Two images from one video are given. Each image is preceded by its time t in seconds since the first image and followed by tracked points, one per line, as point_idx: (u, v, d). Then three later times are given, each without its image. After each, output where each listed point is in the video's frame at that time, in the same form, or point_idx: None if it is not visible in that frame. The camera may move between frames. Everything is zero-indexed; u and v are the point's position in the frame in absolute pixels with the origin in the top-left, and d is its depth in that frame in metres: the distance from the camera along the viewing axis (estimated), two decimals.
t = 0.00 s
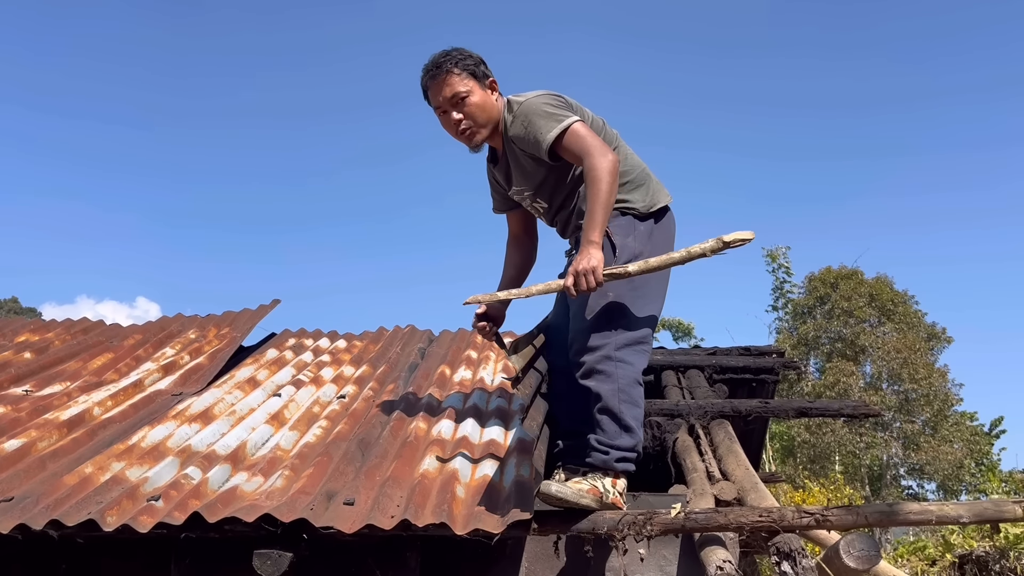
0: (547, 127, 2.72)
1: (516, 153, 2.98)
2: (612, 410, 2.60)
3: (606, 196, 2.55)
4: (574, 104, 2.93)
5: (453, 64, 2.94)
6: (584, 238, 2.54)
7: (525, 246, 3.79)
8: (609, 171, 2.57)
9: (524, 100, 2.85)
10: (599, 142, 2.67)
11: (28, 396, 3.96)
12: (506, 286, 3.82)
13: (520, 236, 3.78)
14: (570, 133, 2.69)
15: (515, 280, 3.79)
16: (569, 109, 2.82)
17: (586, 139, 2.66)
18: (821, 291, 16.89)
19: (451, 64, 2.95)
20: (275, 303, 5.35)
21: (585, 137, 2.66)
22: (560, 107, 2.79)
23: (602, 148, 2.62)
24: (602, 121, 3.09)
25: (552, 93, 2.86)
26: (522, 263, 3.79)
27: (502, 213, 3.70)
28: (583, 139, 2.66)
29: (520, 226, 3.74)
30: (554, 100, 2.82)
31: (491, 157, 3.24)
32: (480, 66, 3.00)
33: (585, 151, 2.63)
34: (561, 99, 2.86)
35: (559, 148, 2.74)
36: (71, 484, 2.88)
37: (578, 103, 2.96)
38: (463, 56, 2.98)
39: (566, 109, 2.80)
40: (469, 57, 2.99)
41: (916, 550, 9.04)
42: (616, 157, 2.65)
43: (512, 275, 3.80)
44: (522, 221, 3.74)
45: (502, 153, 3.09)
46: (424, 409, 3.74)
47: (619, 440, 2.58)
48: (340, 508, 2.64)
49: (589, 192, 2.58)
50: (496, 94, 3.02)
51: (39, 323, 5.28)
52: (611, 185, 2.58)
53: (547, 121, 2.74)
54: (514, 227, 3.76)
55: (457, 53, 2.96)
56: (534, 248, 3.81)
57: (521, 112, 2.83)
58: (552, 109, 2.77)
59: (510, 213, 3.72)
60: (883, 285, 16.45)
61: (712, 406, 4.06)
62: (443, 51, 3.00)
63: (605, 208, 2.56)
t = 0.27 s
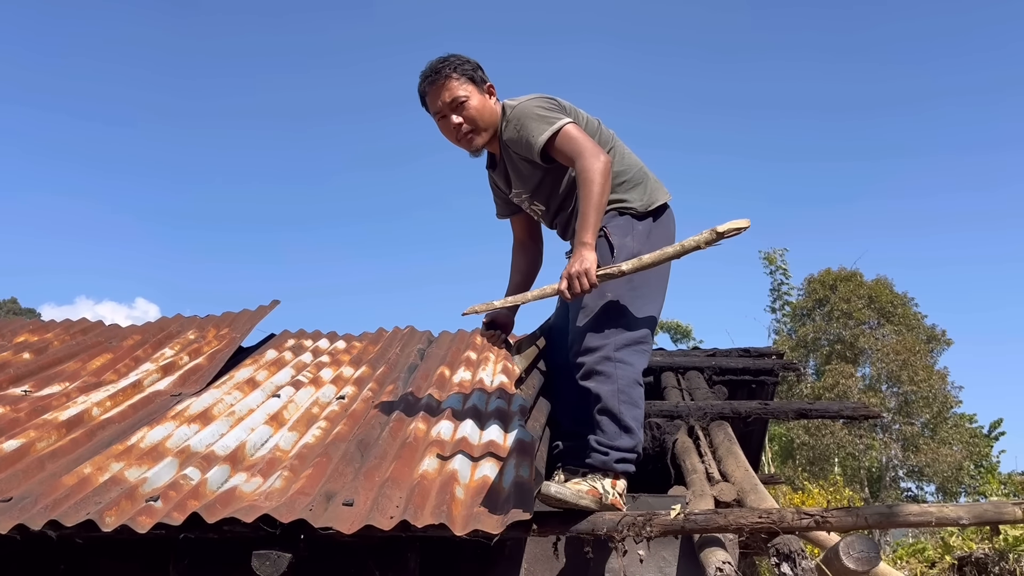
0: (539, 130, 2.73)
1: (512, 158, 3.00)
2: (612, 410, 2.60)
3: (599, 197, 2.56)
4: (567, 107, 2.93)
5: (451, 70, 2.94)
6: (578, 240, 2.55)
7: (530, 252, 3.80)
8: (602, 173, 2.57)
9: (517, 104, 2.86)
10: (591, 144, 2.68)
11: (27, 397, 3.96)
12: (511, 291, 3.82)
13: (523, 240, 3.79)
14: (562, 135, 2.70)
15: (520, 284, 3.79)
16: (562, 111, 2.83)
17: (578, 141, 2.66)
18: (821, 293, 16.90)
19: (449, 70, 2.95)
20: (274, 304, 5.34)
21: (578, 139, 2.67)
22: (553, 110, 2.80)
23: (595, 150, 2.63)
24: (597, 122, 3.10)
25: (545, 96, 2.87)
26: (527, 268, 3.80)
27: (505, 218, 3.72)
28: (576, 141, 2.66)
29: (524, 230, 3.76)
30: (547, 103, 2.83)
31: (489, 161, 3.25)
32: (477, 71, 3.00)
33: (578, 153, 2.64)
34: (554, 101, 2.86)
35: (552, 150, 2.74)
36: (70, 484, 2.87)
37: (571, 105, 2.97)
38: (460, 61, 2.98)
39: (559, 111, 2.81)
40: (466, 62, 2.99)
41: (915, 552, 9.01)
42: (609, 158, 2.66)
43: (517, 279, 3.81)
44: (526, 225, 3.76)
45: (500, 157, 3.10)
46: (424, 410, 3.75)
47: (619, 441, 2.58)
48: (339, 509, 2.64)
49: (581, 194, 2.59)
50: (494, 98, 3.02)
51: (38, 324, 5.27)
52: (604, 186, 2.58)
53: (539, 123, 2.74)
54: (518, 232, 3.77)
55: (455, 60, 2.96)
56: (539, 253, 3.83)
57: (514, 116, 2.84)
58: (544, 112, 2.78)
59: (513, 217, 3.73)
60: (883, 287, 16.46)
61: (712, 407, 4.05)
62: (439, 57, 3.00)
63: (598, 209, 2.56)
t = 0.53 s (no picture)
0: (535, 131, 2.73)
1: (510, 161, 3.00)
2: (612, 411, 2.60)
3: (594, 199, 2.56)
4: (564, 108, 2.93)
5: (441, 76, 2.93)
6: (572, 241, 2.54)
7: (531, 253, 3.80)
8: (598, 175, 2.58)
9: (515, 105, 2.86)
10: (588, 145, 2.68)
11: (27, 397, 3.95)
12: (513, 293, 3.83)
13: (524, 242, 3.79)
14: (559, 137, 2.69)
15: (522, 286, 3.79)
16: (559, 112, 2.82)
17: (575, 143, 2.66)
18: (820, 294, 16.90)
19: (439, 76, 2.94)
20: (274, 305, 5.34)
21: (575, 141, 2.67)
22: (550, 111, 2.79)
23: (591, 152, 2.63)
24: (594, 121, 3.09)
25: (543, 97, 2.86)
26: (528, 269, 3.80)
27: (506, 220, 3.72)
28: (573, 142, 2.66)
29: (524, 231, 3.76)
30: (544, 104, 2.83)
31: (489, 163, 3.25)
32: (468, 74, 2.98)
33: (574, 155, 2.64)
34: (551, 103, 2.86)
35: (549, 151, 2.74)
36: (69, 484, 2.87)
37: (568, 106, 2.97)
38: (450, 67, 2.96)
39: (556, 112, 2.80)
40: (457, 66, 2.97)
41: (914, 554, 9.00)
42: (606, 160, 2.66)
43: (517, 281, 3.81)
44: (526, 227, 3.76)
45: (498, 161, 3.11)
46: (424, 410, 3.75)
47: (619, 442, 2.58)
48: (339, 509, 2.63)
49: (577, 194, 2.59)
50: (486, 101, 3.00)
51: (37, 324, 5.27)
52: (599, 188, 2.58)
53: (536, 125, 2.74)
54: (518, 233, 3.78)
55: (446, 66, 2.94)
56: (540, 256, 3.82)
57: (511, 118, 2.84)
58: (541, 113, 2.78)
59: (513, 219, 3.73)
60: (882, 289, 16.47)
61: (711, 408, 4.06)
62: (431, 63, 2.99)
63: (593, 210, 2.56)
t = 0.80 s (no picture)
0: (533, 133, 2.73)
1: (508, 166, 3.00)
2: (612, 412, 2.60)
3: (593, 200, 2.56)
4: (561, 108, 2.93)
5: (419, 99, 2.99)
6: (572, 243, 2.54)
7: (530, 254, 3.79)
8: (596, 176, 2.58)
9: (511, 108, 2.86)
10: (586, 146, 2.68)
11: (26, 397, 3.95)
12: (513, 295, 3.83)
13: (524, 243, 3.79)
14: (557, 138, 2.69)
15: (523, 288, 3.80)
16: (556, 113, 2.82)
17: (573, 144, 2.67)
18: (820, 295, 16.90)
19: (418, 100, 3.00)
20: (274, 305, 5.34)
21: (572, 142, 2.67)
22: (547, 113, 2.79)
23: (589, 152, 2.63)
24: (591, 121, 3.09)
25: (539, 99, 2.86)
26: (528, 271, 3.80)
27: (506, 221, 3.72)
28: (570, 143, 2.67)
29: (524, 232, 3.76)
30: (540, 106, 2.82)
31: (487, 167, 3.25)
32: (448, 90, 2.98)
33: (572, 157, 2.64)
34: (548, 104, 2.86)
35: (547, 152, 2.74)
36: (69, 484, 2.87)
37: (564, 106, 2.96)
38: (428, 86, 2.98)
39: (552, 113, 2.80)
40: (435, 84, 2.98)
41: (913, 555, 8.99)
42: (603, 160, 2.66)
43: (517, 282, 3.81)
44: (526, 229, 3.76)
45: (495, 166, 3.11)
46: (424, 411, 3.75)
47: (619, 442, 2.58)
48: (339, 509, 2.63)
49: (576, 195, 2.59)
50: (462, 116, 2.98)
51: (37, 324, 5.27)
52: (598, 190, 2.59)
53: (533, 127, 2.74)
54: (518, 235, 3.78)
55: (419, 90, 2.98)
56: (541, 257, 3.82)
57: (509, 121, 2.85)
58: (538, 115, 2.78)
59: (513, 220, 3.73)
60: (882, 290, 16.47)
61: (711, 408, 4.06)
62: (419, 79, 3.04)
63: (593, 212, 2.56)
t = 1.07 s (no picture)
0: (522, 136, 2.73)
1: (502, 169, 3.01)
2: (611, 411, 2.60)
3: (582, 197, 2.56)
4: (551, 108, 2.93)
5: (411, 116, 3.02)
6: (561, 241, 2.56)
7: (532, 257, 3.79)
8: (585, 173, 2.59)
9: (500, 112, 2.87)
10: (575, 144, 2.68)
11: (27, 396, 3.95)
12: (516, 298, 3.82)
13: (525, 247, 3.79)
14: (545, 138, 2.70)
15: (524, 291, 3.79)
16: (545, 113, 2.82)
17: (561, 142, 2.67)
18: (820, 295, 16.89)
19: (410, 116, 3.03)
20: (274, 305, 5.34)
21: (561, 140, 2.67)
22: (535, 114, 2.80)
23: (578, 150, 2.64)
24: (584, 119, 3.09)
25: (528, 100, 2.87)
26: (530, 274, 3.79)
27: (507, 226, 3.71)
28: (558, 141, 2.68)
29: (526, 237, 3.76)
30: (528, 108, 2.83)
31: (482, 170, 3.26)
32: (436, 102, 2.98)
33: (561, 155, 2.65)
34: (536, 105, 2.86)
35: (537, 154, 2.75)
36: (69, 483, 2.87)
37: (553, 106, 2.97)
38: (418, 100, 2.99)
39: (541, 114, 2.81)
40: (424, 97, 2.98)
41: (913, 555, 8.97)
42: (593, 157, 2.67)
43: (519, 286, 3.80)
44: (528, 233, 3.76)
45: (489, 171, 3.12)
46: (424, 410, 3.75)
47: (618, 442, 2.57)
48: (338, 508, 2.63)
49: (566, 194, 2.60)
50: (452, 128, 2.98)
51: (37, 323, 5.27)
52: (586, 186, 2.59)
53: (522, 130, 2.75)
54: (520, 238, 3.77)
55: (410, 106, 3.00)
56: (543, 260, 3.81)
57: (499, 125, 2.86)
58: (527, 117, 2.79)
59: (516, 225, 3.72)
60: (883, 290, 16.46)
61: (711, 408, 4.06)
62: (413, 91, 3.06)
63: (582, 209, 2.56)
